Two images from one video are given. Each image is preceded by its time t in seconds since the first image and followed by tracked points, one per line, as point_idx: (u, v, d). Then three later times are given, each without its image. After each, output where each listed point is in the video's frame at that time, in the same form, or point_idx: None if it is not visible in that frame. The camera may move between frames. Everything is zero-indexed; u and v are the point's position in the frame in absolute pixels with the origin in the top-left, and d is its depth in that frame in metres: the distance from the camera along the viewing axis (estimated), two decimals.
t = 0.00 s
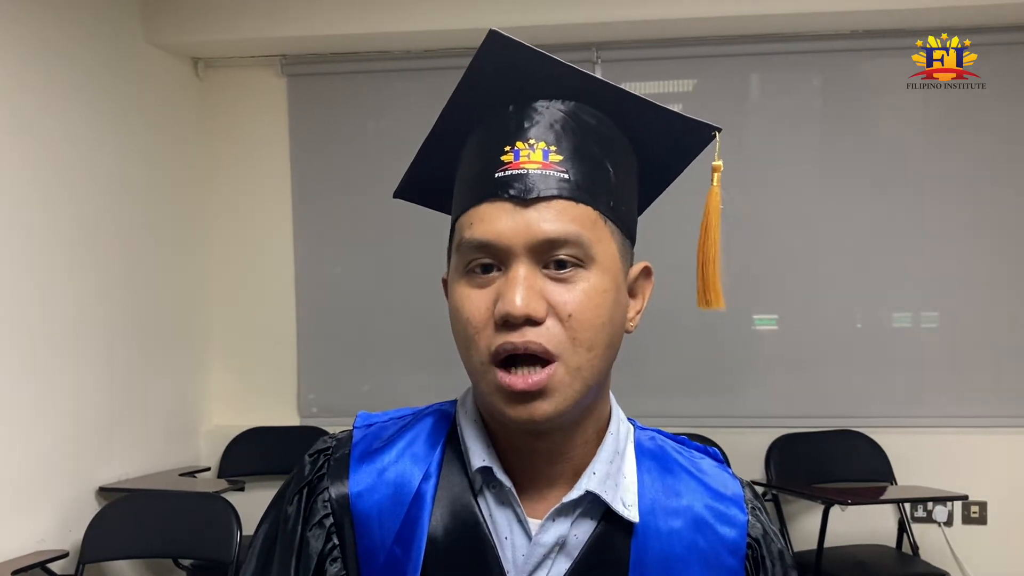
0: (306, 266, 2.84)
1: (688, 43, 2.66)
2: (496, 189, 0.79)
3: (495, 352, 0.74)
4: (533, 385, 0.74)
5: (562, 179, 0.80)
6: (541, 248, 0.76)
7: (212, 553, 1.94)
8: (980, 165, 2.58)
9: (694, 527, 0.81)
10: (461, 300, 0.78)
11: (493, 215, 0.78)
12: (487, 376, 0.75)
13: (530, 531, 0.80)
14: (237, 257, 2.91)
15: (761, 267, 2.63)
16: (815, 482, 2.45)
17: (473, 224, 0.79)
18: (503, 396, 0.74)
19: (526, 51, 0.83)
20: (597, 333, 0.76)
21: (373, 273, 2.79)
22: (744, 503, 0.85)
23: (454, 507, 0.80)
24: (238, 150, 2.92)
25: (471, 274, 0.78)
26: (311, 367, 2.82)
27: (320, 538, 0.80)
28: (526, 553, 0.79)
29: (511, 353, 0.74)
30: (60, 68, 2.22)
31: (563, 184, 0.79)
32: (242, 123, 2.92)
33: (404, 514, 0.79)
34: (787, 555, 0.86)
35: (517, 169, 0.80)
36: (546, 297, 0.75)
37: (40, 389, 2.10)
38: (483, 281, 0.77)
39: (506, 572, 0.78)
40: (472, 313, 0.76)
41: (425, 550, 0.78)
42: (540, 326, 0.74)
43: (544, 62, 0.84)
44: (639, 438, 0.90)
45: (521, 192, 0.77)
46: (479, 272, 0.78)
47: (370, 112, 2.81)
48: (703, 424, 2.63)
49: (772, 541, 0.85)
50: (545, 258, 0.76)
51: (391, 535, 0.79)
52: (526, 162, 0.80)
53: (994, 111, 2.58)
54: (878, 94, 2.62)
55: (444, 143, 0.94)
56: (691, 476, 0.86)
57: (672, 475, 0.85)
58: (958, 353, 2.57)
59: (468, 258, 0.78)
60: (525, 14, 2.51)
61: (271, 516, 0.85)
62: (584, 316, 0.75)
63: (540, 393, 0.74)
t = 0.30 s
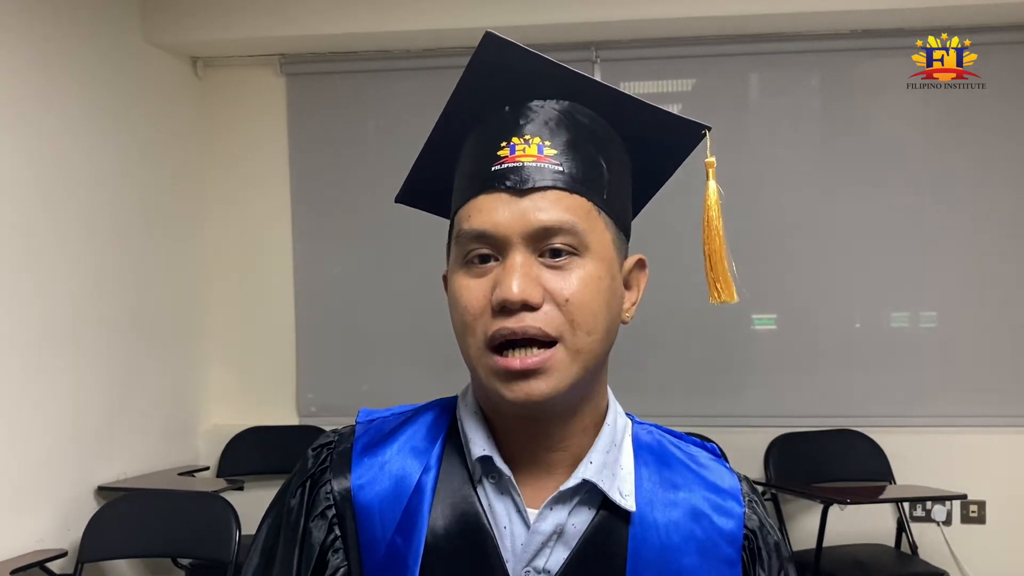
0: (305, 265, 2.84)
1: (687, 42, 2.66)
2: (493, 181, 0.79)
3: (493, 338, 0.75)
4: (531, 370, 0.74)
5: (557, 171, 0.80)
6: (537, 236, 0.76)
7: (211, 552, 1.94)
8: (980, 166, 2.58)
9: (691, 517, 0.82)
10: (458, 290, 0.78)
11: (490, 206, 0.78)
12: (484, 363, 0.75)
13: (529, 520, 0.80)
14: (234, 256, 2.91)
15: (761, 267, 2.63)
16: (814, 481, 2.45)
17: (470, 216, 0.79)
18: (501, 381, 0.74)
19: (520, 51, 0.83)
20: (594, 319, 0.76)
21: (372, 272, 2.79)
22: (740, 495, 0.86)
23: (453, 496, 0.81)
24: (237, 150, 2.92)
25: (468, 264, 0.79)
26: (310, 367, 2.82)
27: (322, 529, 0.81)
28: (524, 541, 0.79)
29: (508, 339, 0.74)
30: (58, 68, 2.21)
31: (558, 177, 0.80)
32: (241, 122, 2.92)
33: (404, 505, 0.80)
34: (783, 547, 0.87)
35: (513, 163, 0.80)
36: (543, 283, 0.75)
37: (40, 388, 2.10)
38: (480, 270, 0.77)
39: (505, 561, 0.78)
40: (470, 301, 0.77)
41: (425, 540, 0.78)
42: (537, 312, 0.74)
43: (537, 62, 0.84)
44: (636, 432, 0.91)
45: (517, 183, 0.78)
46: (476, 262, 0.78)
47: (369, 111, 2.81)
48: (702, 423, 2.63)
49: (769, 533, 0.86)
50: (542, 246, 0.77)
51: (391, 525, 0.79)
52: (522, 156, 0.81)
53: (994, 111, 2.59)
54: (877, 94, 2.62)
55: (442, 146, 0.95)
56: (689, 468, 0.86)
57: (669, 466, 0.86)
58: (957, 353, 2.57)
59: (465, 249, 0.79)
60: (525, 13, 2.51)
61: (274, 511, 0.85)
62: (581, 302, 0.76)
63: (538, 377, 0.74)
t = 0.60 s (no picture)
0: (304, 265, 2.83)
1: (686, 42, 2.66)
2: (496, 180, 0.79)
3: (496, 336, 0.74)
4: (534, 367, 0.74)
5: (559, 171, 0.80)
6: (540, 235, 0.76)
7: (209, 552, 1.93)
8: (980, 166, 2.58)
9: (691, 511, 0.82)
10: (461, 288, 0.78)
11: (492, 204, 0.78)
12: (487, 360, 0.75)
13: (531, 513, 0.80)
14: (232, 255, 2.91)
15: (760, 266, 2.63)
16: (813, 481, 2.45)
17: (472, 214, 0.79)
18: (504, 378, 0.74)
19: (522, 52, 0.83)
20: (596, 316, 0.76)
21: (371, 272, 2.78)
22: (739, 489, 0.86)
23: (456, 491, 0.81)
24: (236, 150, 2.92)
25: (471, 262, 0.78)
26: (309, 367, 2.81)
27: (326, 524, 0.81)
28: (527, 534, 0.79)
29: (511, 336, 0.74)
30: (57, 68, 2.21)
31: (561, 176, 0.80)
32: (239, 122, 2.91)
33: (407, 500, 0.79)
34: (781, 542, 0.87)
35: (517, 162, 0.80)
36: (546, 281, 0.75)
37: (39, 389, 2.10)
38: (483, 269, 0.77)
39: (508, 554, 0.78)
40: (473, 299, 0.76)
41: (428, 534, 0.78)
42: (541, 309, 0.74)
43: (539, 63, 0.84)
44: (636, 429, 0.91)
45: (521, 182, 0.78)
46: (479, 260, 0.78)
47: (368, 111, 2.81)
48: (701, 423, 2.63)
49: (767, 527, 0.86)
50: (545, 244, 0.76)
51: (394, 520, 0.78)
52: (525, 156, 0.81)
53: (994, 111, 2.59)
54: (877, 94, 2.62)
55: (443, 145, 0.94)
56: (688, 463, 0.86)
57: (668, 462, 0.86)
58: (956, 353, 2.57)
59: (468, 247, 0.79)
60: (525, 13, 2.51)
61: (276, 508, 0.86)
62: (584, 300, 0.76)
63: (541, 374, 0.74)
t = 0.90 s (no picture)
0: (303, 265, 2.83)
1: (685, 42, 2.66)
2: (496, 189, 0.79)
3: (496, 348, 0.75)
4: (534, 381, 0.74)
5: (559, 179, 0.80)
6: (541, 247, 0.76)
7: (208, 551, 1.93)
8: (979, 166, 2.59)
9: (687, 509, 0.82)
10: (461, 297, 0.78)
11: (493, 215, 0.78)
12: (487, 371, 0.76)
13: (529, 511, 0.80)
14: (231, 254, 2.91)
15: (759, 266, 2.63)
16: (811, 481, 2.45)
17: (473, 223, 0.79)
18: (504, 391, 0.75)
19: (523, 52, 0.83)
20: (596, 328, 0.77)
21: (370, 272, 2.78)
22: (736, 489, 0.86)
23: (454, 490, 0.81)
24: (234, 149, 2.91)
25: (471, 271, 0.78)
26: (308, 366, 2.81)
27: (326, 522, 0.81)
28: (524, 532, 0.79)
29: (511, 349, 0.74)
30: (57, 68, 2.21)
31: (560, 185, 0.79)
32: (238, 121, 2.91)
33: (406, 498, 0.79)
34: (778, 539, 0.87)
35: (517, 170, 0.80)
36: (546, 294, 0.75)
37: (40, 389, 2.11)
38: (483, 279, 0.77)
39: (505, 551, 0.78)
40: (472, 310, 0.76)
41: (427, 532, 0.78)
42: (540, 323, 0.74)
43: (541, 62, 0.84)
44: (634, 428, 0.91)
45: (521, 193, 0.77)
46: (479, 270, 0.78)
47: (368, 111, 2.81)
48: (699, 423, 2.63)
49: (763, 525, 0.86)
50: (545, 256, 0.76)
51: (393, 518, 0.78)
52: (525, 163, 0.80)
53: (994, 111, 2.59)
54: (876, 94, 2.62)
55: (443, 142, 0.94)
56: (685, 462, 0.86)
57: (664, 461, 0.86)
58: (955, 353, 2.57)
59: (469, 257, 0.78)
60: (524, 13, 2.51)
61: (276, 507, 0.85)
62: (583, 313, 0.76)
63: (540, 387, 0.74)
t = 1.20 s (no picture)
0: (301, 264, 2.83)
1: (684, 42, 2.66)
2: (501, 185, 0.79)
3: (498, 344, 0.74)
4: (535, 377, 0.74)
5: (566, 177, 0.80)
6: (545, 244, 0.76)
7: (206, 551, 1.93)
8: (979, 166, 2.59)
9: (687, 513, 0.82)
10: (464, 293, 0.78)
11: (498, 211, 0.78)
12: (488, 367, 0.75)
13: (527, 515, 0.80)
14: (229, 254, 2.91)
15: (758, 266, 2.63)
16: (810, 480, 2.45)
17: (478, 218, 0.79)
18: (505, 387, 0.74)
19: (535, 50, 0.83)
20: (599, 327, 0.76)
21: (368, 271, 2.78)
22: (736, 493, 0.86)
23: (453, 492, 0.81)
24: (233, 149, 2.91)
25: (475, 267, 0.78)
26: (306, 366, 2.81)
27: (323, 523, 0.81)
28: (523, 536, 0.79)
29: (514, 345, 0.74)
30: (56, 68, 2.22)
31: (567, 182, 0.79)
32: (236, 122, 2.91)
33: (405, 500, 0.79)
34: (777, 544, 0.87)
35: (523, 166, 0.80)
36: (550, 291, 0.75)
37: (39, 389, 2.11)
38: (487, 275, 0.77)
39: (503, 555, 0.78)
40: (475, 305, 0.76)
41: (425, 534, 0.78)
42: (543, 320, 0.74)
43: (552, 62, 0.84)
44: (634, 431, 0.91)
45: (527, 189, 0.78)
46: (483, 266, 0.78)
47: (367, 110, 2.80)
48: (698, 422, 2.63)
49: (763, 530, 0.86)
50: (549, 254, 0.76)
51: (391, 520, 0.78)
52: (532, 160, 0.80)
53: (993, 111, 2.59)
54: (875, 94, 2.62)
55: (449, 138, 0.94)
56: (685, 465, 0.86)
57: (664, 464, 0.86)
58: (954, 353, 2.58)
59: (473, 252, 0.78)
60: (523, 13, 2.51)
61: (274, 508, 0.85)
62: (586, 311, 0.76)
63: (541, 384, 0.74)
